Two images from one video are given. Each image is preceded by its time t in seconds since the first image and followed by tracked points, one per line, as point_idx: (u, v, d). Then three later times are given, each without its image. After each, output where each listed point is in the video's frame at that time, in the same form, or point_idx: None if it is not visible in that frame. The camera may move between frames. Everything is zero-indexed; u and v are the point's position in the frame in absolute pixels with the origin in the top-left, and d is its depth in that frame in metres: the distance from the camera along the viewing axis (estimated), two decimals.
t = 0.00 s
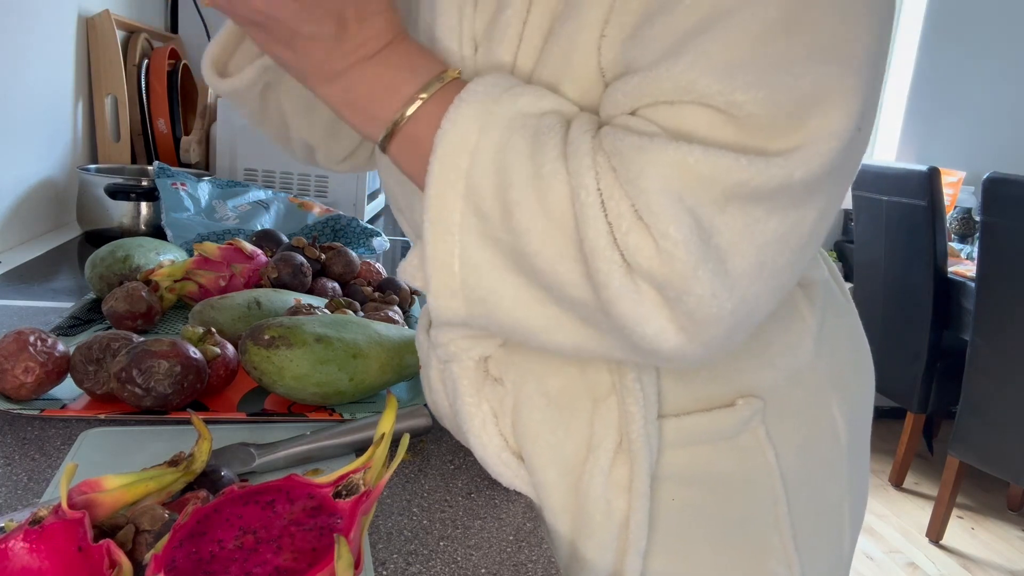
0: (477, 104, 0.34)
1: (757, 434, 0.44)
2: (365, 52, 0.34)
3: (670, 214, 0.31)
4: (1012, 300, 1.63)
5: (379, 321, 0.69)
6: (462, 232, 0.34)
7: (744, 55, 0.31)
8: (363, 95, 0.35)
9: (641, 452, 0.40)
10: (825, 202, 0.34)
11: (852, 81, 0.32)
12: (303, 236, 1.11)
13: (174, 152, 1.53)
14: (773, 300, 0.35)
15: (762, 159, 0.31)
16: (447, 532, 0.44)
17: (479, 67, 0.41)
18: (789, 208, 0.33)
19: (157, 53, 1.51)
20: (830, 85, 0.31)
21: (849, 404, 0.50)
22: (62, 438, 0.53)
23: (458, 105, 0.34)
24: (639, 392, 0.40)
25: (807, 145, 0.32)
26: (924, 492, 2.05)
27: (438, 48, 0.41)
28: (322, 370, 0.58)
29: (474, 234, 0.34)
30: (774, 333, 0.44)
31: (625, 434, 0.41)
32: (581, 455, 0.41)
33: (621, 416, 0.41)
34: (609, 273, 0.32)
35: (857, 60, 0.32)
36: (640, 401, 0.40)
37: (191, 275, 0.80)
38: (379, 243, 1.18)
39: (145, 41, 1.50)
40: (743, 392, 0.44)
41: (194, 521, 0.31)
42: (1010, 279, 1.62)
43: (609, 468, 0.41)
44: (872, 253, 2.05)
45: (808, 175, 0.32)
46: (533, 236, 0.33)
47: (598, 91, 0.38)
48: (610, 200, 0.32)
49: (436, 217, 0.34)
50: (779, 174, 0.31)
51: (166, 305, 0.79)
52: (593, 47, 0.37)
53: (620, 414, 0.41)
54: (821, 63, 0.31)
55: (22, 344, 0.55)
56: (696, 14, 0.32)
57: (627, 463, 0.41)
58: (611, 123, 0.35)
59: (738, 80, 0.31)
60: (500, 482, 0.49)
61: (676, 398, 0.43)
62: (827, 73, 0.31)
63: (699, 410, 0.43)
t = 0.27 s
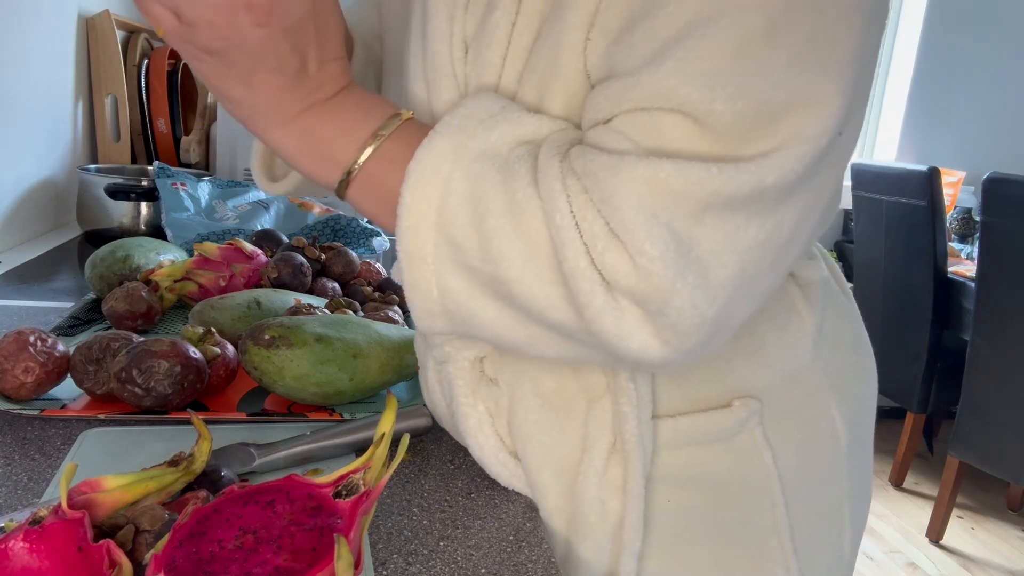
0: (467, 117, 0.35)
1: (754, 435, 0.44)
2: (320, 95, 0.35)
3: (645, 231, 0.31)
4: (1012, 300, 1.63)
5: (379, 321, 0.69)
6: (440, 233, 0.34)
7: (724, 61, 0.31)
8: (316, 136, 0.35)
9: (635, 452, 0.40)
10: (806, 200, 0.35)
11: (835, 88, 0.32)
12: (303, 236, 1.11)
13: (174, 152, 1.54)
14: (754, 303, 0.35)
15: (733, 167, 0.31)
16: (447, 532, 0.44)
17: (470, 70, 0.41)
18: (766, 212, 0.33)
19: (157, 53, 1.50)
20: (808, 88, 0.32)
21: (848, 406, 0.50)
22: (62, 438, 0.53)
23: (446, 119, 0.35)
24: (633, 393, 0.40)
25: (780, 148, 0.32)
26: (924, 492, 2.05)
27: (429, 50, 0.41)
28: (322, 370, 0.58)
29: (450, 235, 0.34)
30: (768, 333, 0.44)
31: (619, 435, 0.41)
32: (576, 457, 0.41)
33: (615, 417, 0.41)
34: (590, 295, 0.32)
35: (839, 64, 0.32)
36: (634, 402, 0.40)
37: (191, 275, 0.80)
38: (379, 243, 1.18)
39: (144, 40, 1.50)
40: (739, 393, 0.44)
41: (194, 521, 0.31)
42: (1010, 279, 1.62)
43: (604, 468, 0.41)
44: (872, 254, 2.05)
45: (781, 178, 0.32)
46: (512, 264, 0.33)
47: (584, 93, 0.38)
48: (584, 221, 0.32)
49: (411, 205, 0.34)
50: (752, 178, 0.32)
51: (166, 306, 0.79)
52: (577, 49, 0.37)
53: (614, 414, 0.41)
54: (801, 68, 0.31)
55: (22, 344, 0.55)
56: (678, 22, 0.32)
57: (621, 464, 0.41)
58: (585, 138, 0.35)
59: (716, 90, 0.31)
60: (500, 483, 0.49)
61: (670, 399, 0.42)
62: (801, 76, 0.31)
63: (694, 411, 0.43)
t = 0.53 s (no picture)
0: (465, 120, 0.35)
1: (753, 435, 0.44)
2: (311, 104, 0.35)
3: (638, 237, 0.31)
4: (1012, 300, 1.63)
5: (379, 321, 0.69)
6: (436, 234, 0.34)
7: (722, 67, 0.31)
8: (307, 144, 0.35)
9: (634, 452, 0.40)
10: (800, 204, 0.35)
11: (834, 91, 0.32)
12: (303, 236, 1.11)
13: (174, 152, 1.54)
14: (745, 306, 0.35)
15: (727, 172, 0.31)
16: (447, 533, 0.44)
17: (469, 69, 0.41)
18: (758, 216, 0.33)
19: (157, 53, 1.50)
20: (806, 93, 0.32)
21: (848, 407, 0.50)
22: (62, 438, 0.53)
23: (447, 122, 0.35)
24: (632, 392, 0.40)
25: (773, 153, 0.32)
26: (924, 492, 2.05)
27: (429, 50, 0.41)
28: (323, 370, 0.58)
29: (444, 236, 0.34)
30: (767, 333, 0.44)
31: (618, 434, 0.41)
32: (575, 457, 0.41)
33: (615, 417, 0.41)
34: (585, 299, 0.32)
35: (838, 68, 0.32)
36: (634, 402, 0.40)
37: (191, 275, 0.80)
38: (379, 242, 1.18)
39: (144, 40, 1.50)
40: (739, 393, 0.44)
41: (194, 521, 0.31)
42: (1010, 279, 1.62)
43: (603, 468, 0.41)
44: (872, 254, 2.05)
45: (772, 183, 0.32)
46: (507, 271, 0.33)
47: (583, 94, 0.38)
48: (576, 229, 0.32)
49: (408, 204, 0.34)
50: (744, 185, 0.32)
51: (166, 305, 0.79)
52: (576, 50, 0.37)
53: (614, 414, 0.41)
54: (799, 73, 0.31)
55: (22, 344, 0.56)
56: (676, 26, 0.32)
57: (621, 464, 0.41)
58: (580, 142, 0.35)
59: (711, 94, 0.31)
60: (500, 483, 0.49)
61: (670, 399, 0.42)
62: (797, 81, 0.31)
63: (693, 412, 0.43)
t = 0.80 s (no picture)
0: (469, 132, 0.35)
1: (754, 435, 0.44)
2: (316, 120, 0.36)
3: (641, 255, 0.31)
4: (1012, 300, 1.63)
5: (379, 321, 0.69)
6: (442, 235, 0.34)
7: (725, 83, 0.31)
8: (312, 160, 0.36)
9: (635, 452, 0.40)
10: (799, 215, 0.35)
11: (836, 104, 0.32)
12: (303, 236, 1.11)
13: (175, 152, 1.54)
14: (742, 312, 0.36)
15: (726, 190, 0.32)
16: (447, 532, 0.44)
17: (470, 71, 0.41)
18: (758, 231, 0.33)
19: (157, 53, 1.50)
20: (806, 111, 0.32)
21: (848, 408, 0.50)
22: (62, 438, 0.53)
23: (449, 133, 0.35)
24: (634, 393, 0.40)
25: (771, 171, 0.32)
26: (924, 492, 2.05)
27: (430, 51, 0.41)
28: (323, 370, 0.58)
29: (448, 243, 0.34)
30: (769, 335, 0.44)
31: (619, 434, 0.41)
32: (575, 456, 0.41)
33: (616, 417, 0.41)
34: (588, 313, 0.33)
35: (839, 85, 0.32)
36: (636, 403, 0.40)
37: (191, 275, 0.80)
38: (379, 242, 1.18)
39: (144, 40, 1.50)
40: (740, 393, 0.44)
41: (194, 521, 0.31)
42: (1010, 279, 1.62)
43: (603, 468, 0.41)
44: (873, 254, 2.05)
45: (773, 199, 0.33)
46: (511, 286, 0.33)
47: (587, 101, 0.38)
48: (578, 245, 0.32)
49: (413, 218, 0.34)
50: (745, 202, 0.32)
51: (166, 305, 0.79)
52: (580, 56, 0.37)
53: (615, 414, 0.41)
54: (800, 90, 0.32)
55: (22, 344, 0.55)
56: (680, 42, 0.32)
57: (621, 464, 0.41)
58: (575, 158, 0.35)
59: (713, 110, 0.31)
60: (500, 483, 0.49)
61: (670, 400, 0.42)
62: (797, 100, 0.32)
63: (693, 412, 0.43)
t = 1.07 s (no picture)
0: (475, 135, 0.35)
1: (754, 435, 0.44)
2: (317, 120, 0.36)
3: (646, 260, 0.32)
4: (1012, 300, 1.63)
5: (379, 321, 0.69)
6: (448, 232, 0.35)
7: (732, 89, 0.31)
8: (311, 162, 0.36)
9: (636, 452, 0.40)
10: (799, 222, 0.35)
11: (839, 108, 0.32)
12: (303, 236, 1.11)
13: (175, 153, 1.54)
14: (741, 316, 0.36)
15: (731, 196, 0.32)
16: (447, 532, 0.44)
17: (474, 70, 0.41)
18: (761, 237, 0.34)
19: (157, 53, 1.49)
20: (811, 117, 0.32)
21: (849, 409, 0.50)
22: (62, 438, 0.53)
23: (453, 138, 0.36)
24: (636, 394, 0.40)
25: (776, 176, 0.33)
26: (924, 492, 2.05)
27: (435, 50, 0.41)
28: (323, 370, 0.58)
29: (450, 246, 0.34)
30: (770, 336, 0.44)
31: (620, 434, 0.41)
32: (576, 457, 0.41)
33: (617, 418, 0.41)
34: (591, 319, 0.33)
35: (845, 88, 0.32)
36: (637, 403, 0.40)
37: (191, 275, 0.80)
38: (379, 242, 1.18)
39: (144, 40, 1.49)
40: (740, 393, 0.44)
41: (194, 521, 0.31)
42: (1010, 279, 1.62)
43: (604, 469, 0.41)
44: (873, 253, 2.05)
45: (778, 205, 0.33)
46: (514, 290, 0.34)
47: (593, 103, 0.38)
48: (581, 250, 0.33)
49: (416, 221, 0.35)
50: (750, 208, 0.32)
51: (165, 305, 0.79)
52: (586, 57, 0.37)
53: (616, 415, 0.41)
54: (805, 95, 0.32)
55: (22, 344, 0.55)
56: (689, 44, 0.32)
57: (622, 464, 0.41)
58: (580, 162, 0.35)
59: (720, 114, 0.31)
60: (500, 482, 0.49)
61: (671, 401, 0.42)
62: (804, 104, 0.32)
63: (694, 413, 0.43)
